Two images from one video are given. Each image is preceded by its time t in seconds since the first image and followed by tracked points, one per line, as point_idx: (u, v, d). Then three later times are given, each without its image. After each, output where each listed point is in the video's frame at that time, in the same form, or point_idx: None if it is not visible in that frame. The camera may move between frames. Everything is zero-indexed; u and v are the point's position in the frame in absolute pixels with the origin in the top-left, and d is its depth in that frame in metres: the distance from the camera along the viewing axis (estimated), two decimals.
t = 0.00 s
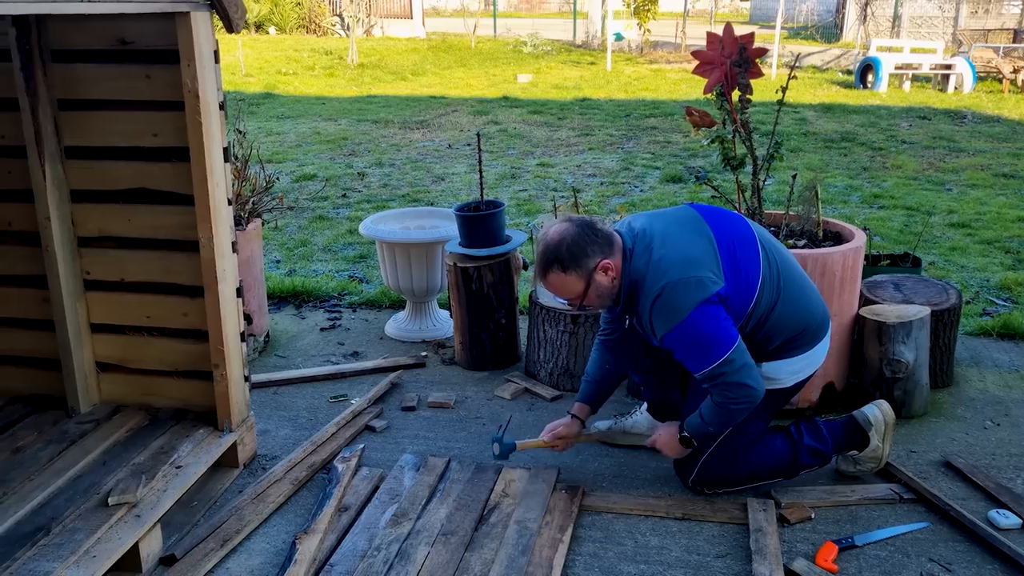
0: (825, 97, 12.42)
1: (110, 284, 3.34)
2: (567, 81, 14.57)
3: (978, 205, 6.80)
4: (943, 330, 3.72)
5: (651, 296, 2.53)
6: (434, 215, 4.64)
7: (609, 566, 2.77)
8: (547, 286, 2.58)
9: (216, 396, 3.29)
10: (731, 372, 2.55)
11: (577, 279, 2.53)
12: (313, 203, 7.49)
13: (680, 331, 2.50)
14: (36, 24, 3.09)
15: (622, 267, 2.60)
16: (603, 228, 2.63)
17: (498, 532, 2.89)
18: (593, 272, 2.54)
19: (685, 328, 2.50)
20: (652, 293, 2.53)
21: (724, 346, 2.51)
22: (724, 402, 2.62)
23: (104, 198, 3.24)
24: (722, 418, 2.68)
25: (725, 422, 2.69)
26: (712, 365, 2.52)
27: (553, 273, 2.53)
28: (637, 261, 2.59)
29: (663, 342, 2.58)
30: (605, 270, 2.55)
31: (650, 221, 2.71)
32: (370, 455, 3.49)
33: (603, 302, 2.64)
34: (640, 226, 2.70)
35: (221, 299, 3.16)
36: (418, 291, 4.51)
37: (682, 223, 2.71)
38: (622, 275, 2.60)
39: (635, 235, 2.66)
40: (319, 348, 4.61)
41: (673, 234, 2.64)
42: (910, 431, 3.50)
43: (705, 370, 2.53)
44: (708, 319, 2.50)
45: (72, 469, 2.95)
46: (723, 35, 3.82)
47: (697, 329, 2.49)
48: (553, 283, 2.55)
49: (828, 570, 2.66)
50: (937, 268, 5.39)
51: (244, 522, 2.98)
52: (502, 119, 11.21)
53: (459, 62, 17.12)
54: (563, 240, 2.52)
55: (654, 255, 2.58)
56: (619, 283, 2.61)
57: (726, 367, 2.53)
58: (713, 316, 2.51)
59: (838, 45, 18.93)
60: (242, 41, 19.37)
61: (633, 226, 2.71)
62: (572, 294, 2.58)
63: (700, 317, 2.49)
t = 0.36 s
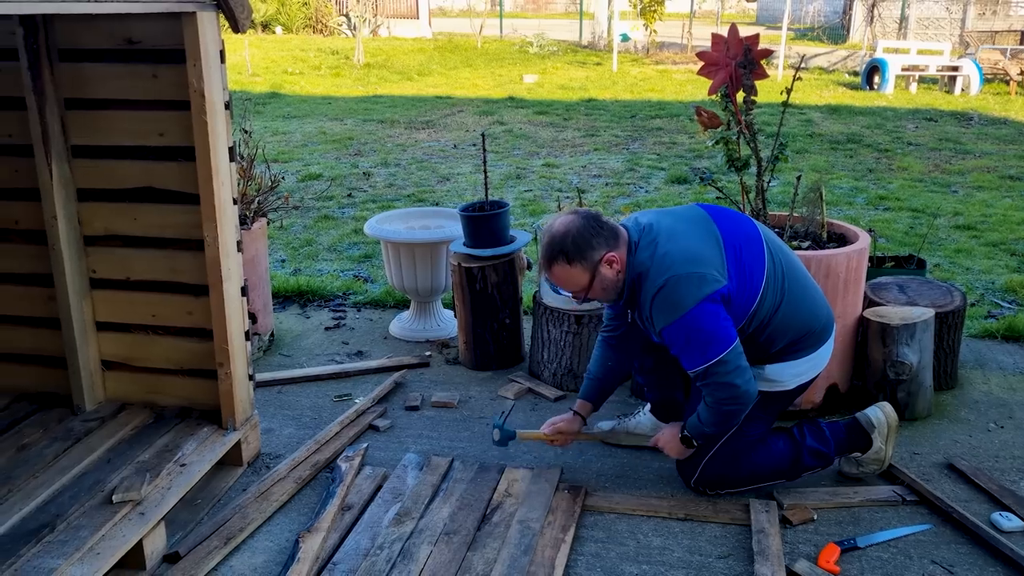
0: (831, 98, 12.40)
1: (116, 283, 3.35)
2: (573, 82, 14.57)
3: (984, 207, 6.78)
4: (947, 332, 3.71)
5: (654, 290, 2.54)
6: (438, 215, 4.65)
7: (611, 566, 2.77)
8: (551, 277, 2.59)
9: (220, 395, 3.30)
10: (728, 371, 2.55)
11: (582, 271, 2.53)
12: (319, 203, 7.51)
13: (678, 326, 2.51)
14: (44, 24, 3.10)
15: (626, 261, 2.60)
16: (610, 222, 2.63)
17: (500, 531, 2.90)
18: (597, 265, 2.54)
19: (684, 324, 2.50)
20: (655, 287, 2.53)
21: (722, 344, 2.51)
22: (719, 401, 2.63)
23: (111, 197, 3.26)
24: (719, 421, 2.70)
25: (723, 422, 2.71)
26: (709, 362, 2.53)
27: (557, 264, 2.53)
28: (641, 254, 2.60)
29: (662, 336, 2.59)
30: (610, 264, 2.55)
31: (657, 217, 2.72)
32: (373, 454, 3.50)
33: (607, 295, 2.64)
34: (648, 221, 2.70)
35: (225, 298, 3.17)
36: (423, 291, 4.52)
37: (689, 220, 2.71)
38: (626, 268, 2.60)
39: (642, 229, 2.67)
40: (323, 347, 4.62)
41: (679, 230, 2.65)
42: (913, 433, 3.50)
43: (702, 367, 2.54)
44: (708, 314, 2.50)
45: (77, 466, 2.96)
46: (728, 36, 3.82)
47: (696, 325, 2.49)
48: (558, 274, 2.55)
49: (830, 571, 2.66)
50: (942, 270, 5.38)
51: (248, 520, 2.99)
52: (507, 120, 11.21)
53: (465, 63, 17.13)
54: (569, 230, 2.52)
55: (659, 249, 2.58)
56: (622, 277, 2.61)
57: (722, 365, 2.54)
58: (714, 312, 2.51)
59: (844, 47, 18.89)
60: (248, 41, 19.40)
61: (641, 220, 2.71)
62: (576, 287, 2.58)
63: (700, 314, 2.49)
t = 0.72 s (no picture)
0: (836, 99, 12.37)
1: (119, 282, 3.36)
2: (578, 82, 14.57)
3: (989, 208, 6.76)
4: (951, 332, 3.70)
5: (657, 289, 2.53)
6: (442, 215, 4.65)
7: (613, 566, 2.77)
8: (554, 282, 2.59)
9: (223, 393, 3.30)
10: (730, 371, 2.55)
11: (583, 276, 2.54)
12: (323, 202, 7.52)
13: (681, 325, 2.51)
14: (48, 23, 3.11)
15: (630, 261, 2.60)
16: (612, 223, 2.63)
17: (502, 531, 2.89)
18: (599, 269, 2.54)
19: (687, 323, 2.50)
20: (658, 287, 2.53)
21: (724, 344, 2.51)
22: (721, 401, 2.62)
23: (115, 196, 3.27)
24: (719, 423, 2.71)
25: (724, 423, 2.70)
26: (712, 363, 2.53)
27: (560, 270, 2.54)
28: (644, 255, 2.59)
29: (665, 335, 2.59)
30: (611, 267, 2.55)
31: (661, 216, 2.71)
32: (375, 453, 3.50)
33: (611, 296, 2.64)
34: (652, 220, 2.69)
35: (228, 297, 3.17)
36: (426, 291, 4.52)
37: (693, 220, 2.71)
38: (631, 269, 2.59)
39: (646, 229, 2.66)
40: (326, 347, 4.62)
41: (684, 229, 2.64)
42: (916, 434, 3.48)
43: (704, 366, 2.53)
44: (712, 314, 2.50)
45: (80, 465, 2.97)
46: (732, 36, 3.81)
47: (700, 325, 2.49)
48: (561, 279, 2.56)
49: (832, 571, 2.65)
50: (947, 271, 5.36)
51: (249, 519, 2.99)
52: (512, 120, 11.21)
53: (470, 63, 17.14)
54: (571, 234, 2.53)
55: (663, 249, 2.57)
56: (626, 278, 2.61)
57: (725, 365, 2.54)
58: (718, 312, 2.51)
59: (850, 47, 18.86)
60: (254, 41, 19.44)
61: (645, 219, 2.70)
62: (580, 290, 2.58)
63: (704, 314, 2.49)
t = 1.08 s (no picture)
0: (840, 99, 12.35)
1: (122, 282, 3.37)
2: (581, 83, 14.57)
3: (994, 208, 6.74)
4: (954, 334, 3.69)
5: (660, 290, 2.53)
6: (445, 216, 4.65)
7: (613, 567, 2.76)
8: (557, 287, 2.59)
9: (225, 394, 3.31)
10: (734, 373, 2.55)
11: (587, 281, 2.53)
12: (327, 203, 7.52)
13: (685, 327, 2.51)
14: (51, 25, 3.12)
15: (633, 264, 2.60)
16: (614, 226, 2.63)
17: (503, 531, 2.89)
18: (602, 272, 2.54)
19: (691, 324, 2.50)
20: (661, 288, 2.52)
21: (728, 346, 2.51)
22: (724, 401, 2.62)
23: (117, 197, 3.27)
24: (721, 424, 2.70)
25: (726, 425, 2.69)
26: (715, 365, 2.53)
27: (563, 275, 2.53)
28: (647, 256, 2.58)
29: (668, 337, 2.59)
30: (614, 270, 2.55)
31: (665, 217, 2.71)
32: (377, 454, 3.50)
33: (614, 300, 2.64)
34: (655, 221, 2.69)
35: (231, 298, 3.18)
36: (428, 291, 4.53)
37: (696, 220, 2.70)
38: (633, 271, 2.59)
39: (649, 230, 2.66)
40: (329, 347, 4.63)
41: (686, 230, 2.64)
42: (919, 435, 3.48)
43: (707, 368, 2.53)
44: (715, 316, 2.50)
45: (83, 465, 2.98)
46: (734, 37, 3.81)
47: (704, 326, 2.49)
48: (564, 284, 2.56)
49: (833, 573, 2.65)
50: (950, 272, 5.35)
51: (251, 519, 3.00)
52: (516, 120, 11.22)
53: (474, 63, 17.15)
54: (573, 239, 2.52)
55: (667, 250, 2.57)
56: (629, 281, 2.61)
57: (729, 366, 2.53)
58: (722, 313, 2.51)
59: (854, 48, 18.83)
60: (258, 41, 19.48)
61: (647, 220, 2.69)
62: (583, 294, 2.58)
63: (707, 315, 2.49)
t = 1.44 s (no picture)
0: (844, 99, 12.34)
1: (125, 282, 3.38)
2: (586, 83, 14.58)
3: (999, 209, 6.72)
4: (958, 335, 3.69)
5: (674, 268, 2.53)
6: (448, 217, 4.65)
7: (616, 568, 2.76)
8: (560, 230, 2.62)
9: (228, 394, 3.31)
10: (740, 358, 2.54)
11: (591, 229, 2.56)
12: (330, 203, 7.54)
13: (698, 308, 2.50)
14: (55, 26, 3.13)
15: (641, 232, 2.62)
16: (634, 191, 2.65)
17: (505, 532, 2.90)
18: (608, 227, 2.56)
19: (704, 307, 2.49)
20: (673, 263, 2.53)
21: (739, 331, 2.51)
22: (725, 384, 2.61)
23: (122, 198, 3.28)
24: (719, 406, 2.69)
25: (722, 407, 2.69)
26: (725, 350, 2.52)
27: (568, 217, 2.56)
28: (662, 230, 2.60)
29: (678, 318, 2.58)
30: (622, 229, 2.57)
31: (681, 199, 2.72)
32: (380, 454, 3.51)
33: (611, 261, 2.65)
34: (672, 201, 2.70)
35: (234, 298, 3.18)
36: (431, 291, 4.53)
37: (712, 207, 2.71)
38: (639, 239, 2.61)
39: (666, 206, 2.67)
40: (332, 348, 4.64)
41: (704, 214, 2.65)
42: (922, 436, 3.47)
43: (715, 350, 2.53)
44: (729, 300, 2.50)
45: (86, 465, 2.99)
46: (737, 38, 3.81)
47: (716, 309, 2.49)
48: (566, 227, 2.58)
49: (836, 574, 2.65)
50: (954, 272, 5.34)
51: (253, 519, 3.00)
52: (520, 120, 11.22)
53: (478, 64, 17.16)
54: (587, 188, 2.56)
55: (683, 228, 2.58)
56: (632, 246, 2.62)
57: (737, 351, 2.53)
58: (736, 297, 2.51)
59: (858, 48, 18.81)
60: (263, 42, 19.53)
61: (664, 198, 2.71)
62: (582, 245, 2.60)
63: (721, 298, 2.49)
